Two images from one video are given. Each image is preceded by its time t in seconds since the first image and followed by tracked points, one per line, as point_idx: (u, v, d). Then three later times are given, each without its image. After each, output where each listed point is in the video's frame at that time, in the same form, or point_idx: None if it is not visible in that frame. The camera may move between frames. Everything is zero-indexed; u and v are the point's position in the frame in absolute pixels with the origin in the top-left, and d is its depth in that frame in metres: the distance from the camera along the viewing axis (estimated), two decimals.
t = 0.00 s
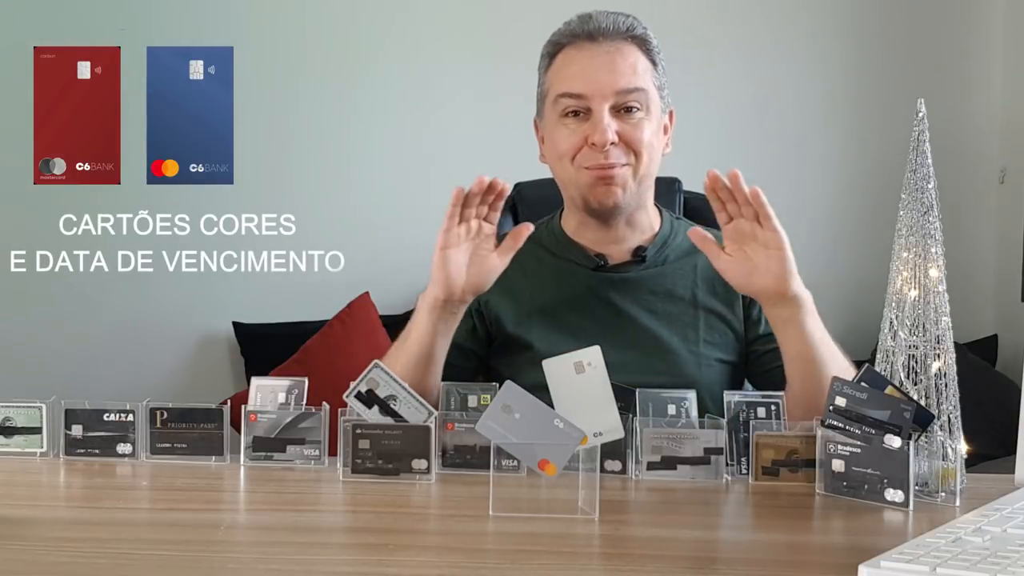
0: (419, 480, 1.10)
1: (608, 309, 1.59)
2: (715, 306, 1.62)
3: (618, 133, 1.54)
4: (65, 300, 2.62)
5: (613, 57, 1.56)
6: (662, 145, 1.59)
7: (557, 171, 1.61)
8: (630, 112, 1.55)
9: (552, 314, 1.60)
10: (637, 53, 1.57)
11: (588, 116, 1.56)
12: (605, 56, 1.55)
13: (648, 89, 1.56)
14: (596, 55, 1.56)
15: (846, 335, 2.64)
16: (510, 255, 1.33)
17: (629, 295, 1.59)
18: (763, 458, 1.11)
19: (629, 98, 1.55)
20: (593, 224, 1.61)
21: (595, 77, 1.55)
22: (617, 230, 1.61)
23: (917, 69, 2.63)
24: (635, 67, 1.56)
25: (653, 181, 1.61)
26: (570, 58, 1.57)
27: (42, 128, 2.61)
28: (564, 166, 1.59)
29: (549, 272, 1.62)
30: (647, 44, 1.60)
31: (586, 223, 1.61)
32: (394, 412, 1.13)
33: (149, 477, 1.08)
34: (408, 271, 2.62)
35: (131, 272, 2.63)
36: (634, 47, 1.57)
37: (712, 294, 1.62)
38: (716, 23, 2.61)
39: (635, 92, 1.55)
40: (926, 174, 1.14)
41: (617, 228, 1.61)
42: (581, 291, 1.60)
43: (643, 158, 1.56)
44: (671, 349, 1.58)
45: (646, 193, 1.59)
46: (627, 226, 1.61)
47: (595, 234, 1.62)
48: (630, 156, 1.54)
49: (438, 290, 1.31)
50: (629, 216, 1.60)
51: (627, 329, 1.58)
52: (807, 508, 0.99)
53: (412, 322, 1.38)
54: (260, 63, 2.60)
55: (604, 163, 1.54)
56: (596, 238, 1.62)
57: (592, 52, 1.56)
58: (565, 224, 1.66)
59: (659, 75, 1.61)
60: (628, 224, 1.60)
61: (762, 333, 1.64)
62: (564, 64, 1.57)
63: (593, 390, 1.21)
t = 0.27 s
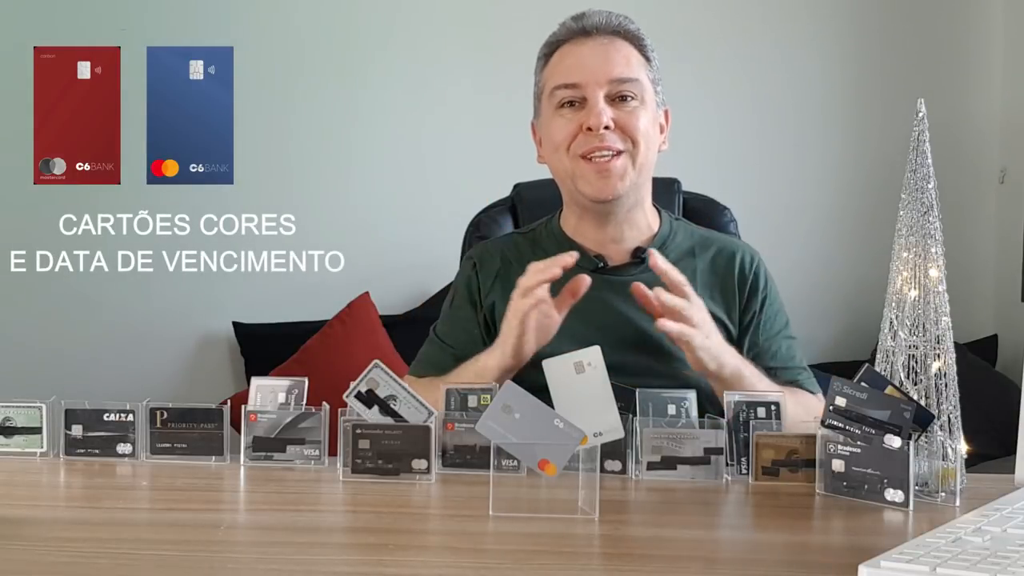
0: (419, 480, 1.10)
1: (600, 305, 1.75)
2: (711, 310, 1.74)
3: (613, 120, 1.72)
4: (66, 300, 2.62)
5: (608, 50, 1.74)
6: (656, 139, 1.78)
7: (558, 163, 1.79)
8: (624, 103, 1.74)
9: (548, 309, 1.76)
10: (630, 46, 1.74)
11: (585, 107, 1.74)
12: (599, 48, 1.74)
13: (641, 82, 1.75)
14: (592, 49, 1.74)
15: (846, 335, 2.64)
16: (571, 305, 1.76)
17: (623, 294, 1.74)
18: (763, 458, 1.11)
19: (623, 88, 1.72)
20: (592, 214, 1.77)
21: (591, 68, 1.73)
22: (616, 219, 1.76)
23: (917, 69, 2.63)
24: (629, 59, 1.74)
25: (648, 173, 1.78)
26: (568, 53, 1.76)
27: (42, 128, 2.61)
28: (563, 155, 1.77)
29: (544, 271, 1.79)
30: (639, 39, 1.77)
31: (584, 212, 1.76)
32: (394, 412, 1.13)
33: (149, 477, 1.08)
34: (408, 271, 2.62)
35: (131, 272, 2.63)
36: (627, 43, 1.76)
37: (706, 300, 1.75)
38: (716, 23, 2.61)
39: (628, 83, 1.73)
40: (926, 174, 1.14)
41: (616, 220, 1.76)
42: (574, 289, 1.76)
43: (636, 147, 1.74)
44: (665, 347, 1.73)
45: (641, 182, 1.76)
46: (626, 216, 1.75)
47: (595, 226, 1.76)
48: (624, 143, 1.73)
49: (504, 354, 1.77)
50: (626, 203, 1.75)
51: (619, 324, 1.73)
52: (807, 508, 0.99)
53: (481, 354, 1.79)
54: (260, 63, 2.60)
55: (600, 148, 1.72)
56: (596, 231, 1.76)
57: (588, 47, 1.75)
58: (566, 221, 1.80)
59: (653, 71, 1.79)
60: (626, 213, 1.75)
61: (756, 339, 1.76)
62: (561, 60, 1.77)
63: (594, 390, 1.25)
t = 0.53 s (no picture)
0: (419, 480, 1.10)
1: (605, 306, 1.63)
2: (711, 310, 1.63)
3: (610, 119, 1.58)
4: (65, 300, 2.62)
5: (605, 48, 1.60)
6: (655, 140, 1.63)
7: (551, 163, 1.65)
8: (622, 100, 1.60)
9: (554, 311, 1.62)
10: (628, 45, 1.62)
11: (580, 104, 1.61)
12: (596, 45, 1.60)
13: (640, 80, 1.61)
14: (589, 45, 1.61)
15: (846, 334, 2.64)
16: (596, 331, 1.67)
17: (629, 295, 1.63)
18: (763, 458, 1.11)
19: (620, 86, 1.59)
20: (590, 217, 1.62)
21: (586, 65, 1.60)
22: (612, 223, 1.62)
23: (917, 69, 2.63)
24: (627, 56, 1.61)
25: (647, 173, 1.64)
26: (563, 50, 1.62)
27: (42, 128, 2.61)
28: (559, 155, 1.62)
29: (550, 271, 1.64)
30: (640, 39, 1.64)
31: (581, 214, 1.63)
32: (394, 412, 1.13)
33: (149, 477, 1.08)
34: (408, 271, 2.62)
35: (131, 272, 2.63)
36: (625, 40, 1.62)
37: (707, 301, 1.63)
38: (716, 23, 2.61)
39: (626, 79, 1.59)
40: (926, 174, 1.14)
41: (613, 222, 1.62)
42: (579, 290, 1.63)
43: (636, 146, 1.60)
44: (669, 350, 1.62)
45: (640, 182, 1.61)
46: (624, 218, 1.62)
47: (592, 228, 1.63)
48: (622, 142, 1.58)
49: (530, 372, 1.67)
50: (623, 207, 1.61)
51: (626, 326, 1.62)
52: (807, 508, 0.99)
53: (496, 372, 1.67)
54: (260, 64, 2.60)
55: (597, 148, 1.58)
56: (594, 232, 1.64)
57: (584, 43, 1.61)
58: (563, 220, 1.67)
59: (653, 69, 1.65)
60: (624, 216, 1.62)
61: (760, 340, 1.64)
62: (557, 57, 1.62)
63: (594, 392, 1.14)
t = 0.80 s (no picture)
0: (419, 480, 1.10)
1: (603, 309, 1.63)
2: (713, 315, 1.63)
3: (610, 126, 1.58)
4: (65, 300, 2.62)
5: (606, 53, 1.59)
6: (656, 144, 1.63)
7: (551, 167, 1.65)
8: (622, 107, 1.59)
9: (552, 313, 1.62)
10: (629, 49, 1.60)
11: (580, 111, 1.60)
12: (597, 50, 1.59)
13: (640, 84, 1.60)
14: (590, 50, 1.59)
15: (846, 334, 2.64)
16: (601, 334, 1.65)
17: (629, 297, 1.62)
18: (763, 458, 1.11)
19: (620, 92, 1.59)
20: (589, 222, 1.63)
21: (587, 72, 1.58)
22: (612, 228, 1.62)
23: (917, 69, 2.63)
24: (628, 61, 1.59)
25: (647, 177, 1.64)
26: (564, 54, 1.60)
27: (42, 128, 2.61)
28: (559, 160, 1.62)
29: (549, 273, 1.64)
30: (642, 42, 1.63)
31: (581, 219, 1.63)
32: (394, 412, 1.13)
33: (149, 477, 1.08)
34: (408, 271, 2.62)
35: (131, 272, 2.63)
36: (626, 44, 1.60)
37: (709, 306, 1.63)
38: (716, 23, 2.61)
39: (627, 86, 1.59)
40: (926, 174, 1.14)
41: (612, 227, 1.62)
42: (578, 293, 1.63)
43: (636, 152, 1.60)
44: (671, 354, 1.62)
45: (639, 187, 1.62)
46: (623, 223, 1.63)
47: (592, 232, 1.63)
48: (622, 149, 1.58)
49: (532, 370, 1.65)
50: (623, 212, 1.61)
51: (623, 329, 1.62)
52: (807, 508, 0.99)
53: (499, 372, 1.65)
54: (260, 64, 2.60)
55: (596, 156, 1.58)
56: (593, 236, 1.64)
57: (585, 48, 1.59)
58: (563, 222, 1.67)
59: (654, 72, 1.64)
60: (623, 221, 1.62)
61: (760, 344, 1.64)
62: (557, 60, 1.61)
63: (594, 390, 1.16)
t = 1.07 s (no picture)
0: (419, 480, 1.10)
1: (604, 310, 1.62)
2: (715, 317, 1.63)
3: (614, 122, 1.57)
4: (66, 300, 2.62)
5: (609, 50, 1.59)
6: (659, 143, 1.62)
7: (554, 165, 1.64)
8: (625, 103, 1.59)
9: (553, 313, 1.62)
10: (632, 47, 1.60)
11: (583, 107, 1.60)
12: (600, 47, 1.59)
13: (643, 82, 1.60)
14: (593, 47, 1.59)
15: (846, 334, 2.64)
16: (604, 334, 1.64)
17: (631, 298, 1.62)
18: (763, 458, 1.11)
19: (624, 89, 1.58)
20: (593, 220, 1.62)
21: (590, 68, 1.58)
22: (615, 227, 1.62)
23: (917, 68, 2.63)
24: (631, 59, 1.59)
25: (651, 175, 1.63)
26: (566, 52, 1.60)
27: (42, 128, 2.61)
28: (562, 158, 1.61)
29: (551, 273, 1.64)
30: (643, 41, 1.63)
31: (584, 218, 1.62)
32: (394, 412, 1.13)
33: (149, 477, 1.08)
34: (408, 271, 2.63)
35: (131, 272, 2.63)
36: (629, 42, 1.60)
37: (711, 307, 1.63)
38: (716, 23, 2.61)
39: (630, 82, 1.58)
40: (926, 174, 1.14)
41: (616, 226, 1.62)
42: (579, 293, 1.63)
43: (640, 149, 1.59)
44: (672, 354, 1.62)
45: (643, 185, 1.61)
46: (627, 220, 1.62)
47: (595, 230, 1.63)
48: (626, 145, 1.57)
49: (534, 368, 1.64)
50: (626, 210, 1.61)
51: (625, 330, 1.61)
52: (806, 508, 0.99)
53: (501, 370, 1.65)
54: (260, 64, 2.60)
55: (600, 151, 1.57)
56: (597, 234, 1.63)
57: (588, 45, 1.59)
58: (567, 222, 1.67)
59: (655, 71, 1.64)
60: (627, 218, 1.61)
61: (761, 344, 1.64)
62: (560, 59, 1.61)
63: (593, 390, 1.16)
